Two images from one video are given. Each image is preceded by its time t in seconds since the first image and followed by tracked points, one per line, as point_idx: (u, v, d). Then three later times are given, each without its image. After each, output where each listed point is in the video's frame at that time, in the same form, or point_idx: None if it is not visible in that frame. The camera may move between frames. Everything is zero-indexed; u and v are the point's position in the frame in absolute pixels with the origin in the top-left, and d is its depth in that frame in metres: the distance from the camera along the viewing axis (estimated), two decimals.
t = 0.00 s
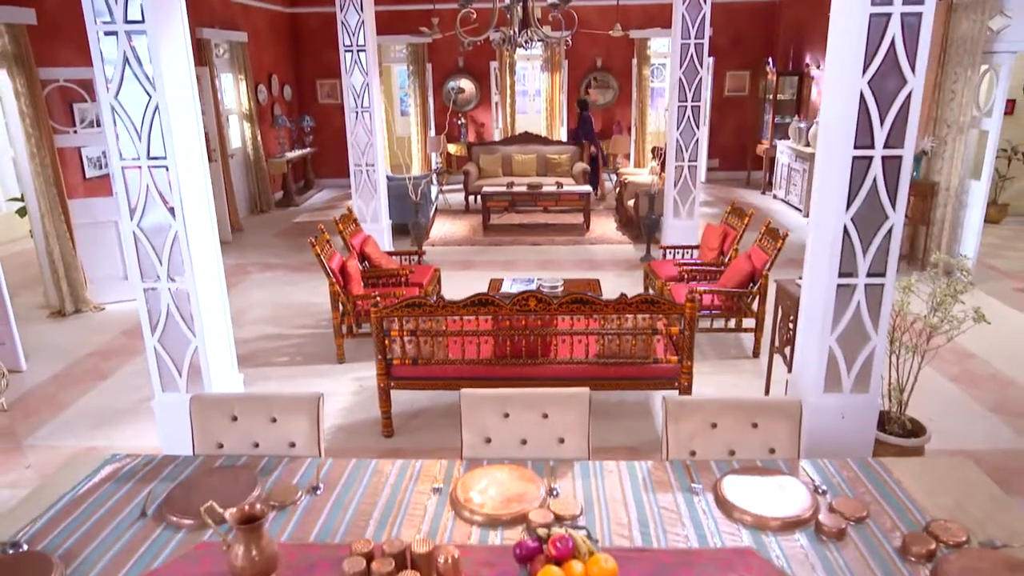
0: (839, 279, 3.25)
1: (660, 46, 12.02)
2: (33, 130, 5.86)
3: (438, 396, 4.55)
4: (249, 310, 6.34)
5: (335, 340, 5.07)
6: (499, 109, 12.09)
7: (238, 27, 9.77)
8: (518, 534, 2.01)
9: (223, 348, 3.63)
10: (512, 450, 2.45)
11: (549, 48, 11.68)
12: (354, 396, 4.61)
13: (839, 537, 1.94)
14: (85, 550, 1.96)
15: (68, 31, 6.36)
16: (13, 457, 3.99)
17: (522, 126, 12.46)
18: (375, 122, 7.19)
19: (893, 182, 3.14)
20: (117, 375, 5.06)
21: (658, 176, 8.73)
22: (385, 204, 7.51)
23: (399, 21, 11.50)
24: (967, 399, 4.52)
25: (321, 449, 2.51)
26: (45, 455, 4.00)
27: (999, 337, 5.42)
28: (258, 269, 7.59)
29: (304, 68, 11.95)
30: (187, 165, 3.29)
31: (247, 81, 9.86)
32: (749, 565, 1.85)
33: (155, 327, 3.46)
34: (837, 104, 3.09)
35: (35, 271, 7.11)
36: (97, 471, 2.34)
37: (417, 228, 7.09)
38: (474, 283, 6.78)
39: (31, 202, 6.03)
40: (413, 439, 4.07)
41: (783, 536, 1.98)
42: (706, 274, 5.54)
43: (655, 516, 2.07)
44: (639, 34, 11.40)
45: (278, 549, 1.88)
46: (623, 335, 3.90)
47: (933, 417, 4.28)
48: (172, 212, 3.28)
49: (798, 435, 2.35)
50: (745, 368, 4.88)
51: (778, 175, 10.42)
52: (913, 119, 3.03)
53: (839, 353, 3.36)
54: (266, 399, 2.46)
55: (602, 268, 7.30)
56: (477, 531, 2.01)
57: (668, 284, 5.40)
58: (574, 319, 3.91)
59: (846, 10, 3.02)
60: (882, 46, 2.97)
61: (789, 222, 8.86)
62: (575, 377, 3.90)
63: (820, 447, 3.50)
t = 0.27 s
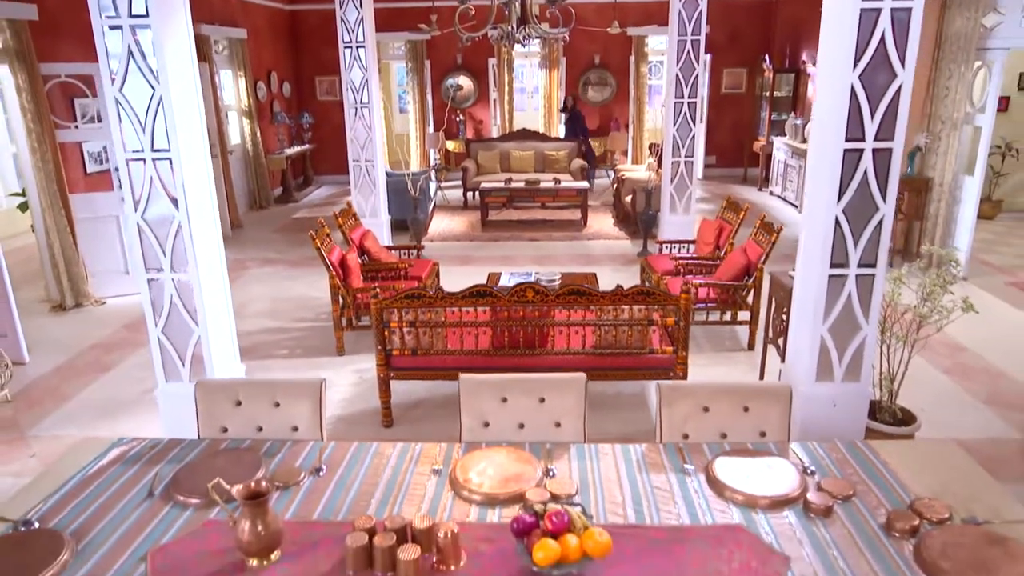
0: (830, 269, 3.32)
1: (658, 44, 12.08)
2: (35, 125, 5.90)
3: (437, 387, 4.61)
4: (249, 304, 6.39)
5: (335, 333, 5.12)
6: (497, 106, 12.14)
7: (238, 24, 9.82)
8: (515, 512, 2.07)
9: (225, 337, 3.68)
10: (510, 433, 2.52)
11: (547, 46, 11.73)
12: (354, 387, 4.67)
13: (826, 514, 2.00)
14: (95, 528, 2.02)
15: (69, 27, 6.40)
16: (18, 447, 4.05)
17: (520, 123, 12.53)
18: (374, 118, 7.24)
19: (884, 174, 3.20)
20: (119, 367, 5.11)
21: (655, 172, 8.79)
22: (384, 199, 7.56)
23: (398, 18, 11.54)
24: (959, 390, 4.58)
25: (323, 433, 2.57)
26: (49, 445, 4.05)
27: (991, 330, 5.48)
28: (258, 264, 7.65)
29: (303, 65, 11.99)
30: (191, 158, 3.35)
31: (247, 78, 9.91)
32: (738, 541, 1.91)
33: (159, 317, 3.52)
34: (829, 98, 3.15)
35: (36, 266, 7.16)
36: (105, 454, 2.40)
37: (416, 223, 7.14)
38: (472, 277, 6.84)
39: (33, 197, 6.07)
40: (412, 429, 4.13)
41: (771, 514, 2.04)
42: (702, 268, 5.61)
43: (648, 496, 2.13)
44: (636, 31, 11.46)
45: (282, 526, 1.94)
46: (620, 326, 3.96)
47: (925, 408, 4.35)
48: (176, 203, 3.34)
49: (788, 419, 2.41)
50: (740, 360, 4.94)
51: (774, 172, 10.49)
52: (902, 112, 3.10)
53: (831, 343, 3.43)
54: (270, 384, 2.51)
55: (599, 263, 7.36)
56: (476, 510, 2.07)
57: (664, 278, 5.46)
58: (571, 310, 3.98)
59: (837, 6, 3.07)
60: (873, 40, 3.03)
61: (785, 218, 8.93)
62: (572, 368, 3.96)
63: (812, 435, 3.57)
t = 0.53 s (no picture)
0: (822, 258, 3.38)
1: (655, 40, 12.12)
2: (35, 118, 5.94)
3: (436, 377, 4.67)
4: (249, 297, 6.45)
5: (335, 324, 5.18)
6: (495, 102, 12.18)
7: (236, 20, 9.85)
8: (512, 490, 2.14)
9: (226, 326, 3.73)
10: (507, 416, 2.57)
11: (545, 41, 11.78)
12: (353, 377, 4.73)
13: (813, 490, 2.07)
14: (103, 504, 2.08)
15: (69, 21, 6.43)
16: (22, 435, 4.10)
17: (517, 118, 12.59)
18: (373, 113, 7.29)
19: (874, 164, 3.26)
20: (120, 358, 5.16)
21: (652, 167, 8.85)
22: (383, 193, 7.61)
23: (396, 14, 11.58)
24: (949, 379, 4.65)
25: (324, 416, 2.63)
26: (53, 433, 4.11)
27: (982, 322, 5.56)
28: (257, 258, 7.70)
29: (301, 61, 12.03)
30: (193, 148, 3.40)
31: (246, 73, 9.95)
32: (728, 515, 1.97)
33: (162, 306, 3.57)
34: (821, 89, 3.21)
35: (36, 260, 7.20)
36: (112, 436, 2.46)
37: (415, 217, 7.20)
38: (470, 271, 6.90)
39: (34, 190, 6.11)
40: (411, 417, 4.19)
41: (760, 491, 2.11)
42: (698, 261, 5.67)
43: (642, 474, 2.20)
44: (634, 27, 11.51)
45: (286, 502, 2.00)
46: (615, 316, 4.02)
47: (916, 396, 4.42)
48: (178, 193, 3.39)
49: (778, 401, 2.48)
50: (735, 350, 5.01)
51: (771, 167, 10.55)
52: (892, 103, 3.16)
53: (822, 331, 3.49)
54: (272, 367, 2.57)
55: (596, 257, 7.42)
56: (474, 487, 2.13)
57: (660, 270, 5.52)
58: (568, 300, 4.04)
59: None
60: (863, 33, 3.09)
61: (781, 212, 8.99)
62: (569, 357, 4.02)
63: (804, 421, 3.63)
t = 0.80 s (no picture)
0: (812, 249, 3.44)
1: (652, 37, 12.19)
2: (36, 114, 5.99)
3: (434, 368, 4.73)
4: (249, 291, 6.50)
5: (334, 317, 5.24)
6: (493, 99, 12.24)
7: (235, 16, 9.90)
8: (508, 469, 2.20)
9: (228, 316, 3.79)
10: (503, 400, 2.63)
11: (542, 38, 11.84)
12: (353, 368, 4.79)
13: (800, 469, 2.13)
14: (110, 483, 2.13)
15: (70, 17, 6.47)
16: (25, 425, 4.16)
17: (515, 116, 12.65)
18: (371, 108, 7.34)
19: (864, 156, 3.32)
20: (121, 350, 5.22)
21: (648, 163, 8.92)
22: (381, 189, 7.67)
23: (395, 11, 11.63)
24: (940, 370, 4.72)
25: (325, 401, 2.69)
26: (56, 423, 4.17)
27: (973, 315, 5.63)
28: (257, 253, 7.75)
29: (300, 58, 12.08)
30: (194, 141, 3.46)
31: (244, 70, 10.00)
32: (717, 492, 2.04)
33: (164, 296, 3.63)
34: (812, 83, 3.27)
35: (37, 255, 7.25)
36: (117, 419, 2.51)
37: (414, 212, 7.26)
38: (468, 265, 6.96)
39: (35, 185, 6.15)
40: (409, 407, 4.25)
41: (749, 469, 2.17)
42: (693, 254, 5.74)
43: (634, 454, 2.26)
44: (631, 24, 11.57)
45: (289, 480, 2.06)
46: (611, 307, 4.08)
47: (906, 386, 4.49)
48: (181, 185, 3.45)
49: (768, 384, 2.54)
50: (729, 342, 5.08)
51: (767, 163, 10.62)
52: (881, 96, 3.22)
53: (813, 320, 3.55)
54: (274, 353, 2.62)
55: (592, 252, 7.49)
56: (471, 467, 2.19)
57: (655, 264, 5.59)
58: (564, 291, 4.10)
59: None
60: (852, 27, 3.15)
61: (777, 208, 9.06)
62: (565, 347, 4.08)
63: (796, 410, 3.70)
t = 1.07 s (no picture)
0: (802, 239, 3.51)
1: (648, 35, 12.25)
2: (37, 109, 6.03)
3: (431, 359, 4.80)
4: (247, 285, 6.56)
5: (333, 310, 5.30)
6: (490, 97, 12.31)
7: (234, 14, 9.95)
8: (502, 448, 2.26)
9: (228, 307, 3.85)
10: (498, 383, 2.70)
11: (539, 36, 11.90)
12: (351, 360, 4.85)
13: (786, 447, 2.20)
14: (116, 461, 2.19)
15: (69, 14, 6.52)
16: (28, 414, 4.22)
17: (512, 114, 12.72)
18: (369, 104, 7.40)
19: (852, 148, 3.39)
20: (122, 343, 5.28)
21: (644, 160, 8.99)
22: (379, 185, 7.73)
23: (392, 9, 11.68)
24: (930, 361, 4.79)
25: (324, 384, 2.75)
26: (58, 412, 4.23)
27: (964, 308, 5.71)
28: (255, 248, 7.81)
29: (298, 55, 12.13)
30: (195, 133, 3.52)
31: (242, 68, 10.05)
32: (705, 468, 2.10)
33: (165, 286, 3.69)
34: (801, 75, 3.34)
35: (37, 250, 7.30)
36: (121, 402, 2.58)
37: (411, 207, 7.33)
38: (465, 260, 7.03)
39: (35, 180, 6.20)
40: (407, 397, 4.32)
41: (737, 448, 2.23)
42: (687, 249, 5.81)
43: (625, 434, 2.33)
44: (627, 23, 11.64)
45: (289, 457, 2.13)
46: (605, 298, 4.14)
47: (896, 376, 4.56)
48: (182, 176, 3.51)
49: (756, 367, 2.60)
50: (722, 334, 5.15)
51: (762, 160, 10.69)
52: (868, 89, 3.29)
53: (803, 309, 3.62)
54: (273, 337, 2.68)
55: (588, 247, 7.56)
56: (467, 446, 2.26)
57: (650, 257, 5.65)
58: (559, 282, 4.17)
59: None
60: (840, 21, 3.22)
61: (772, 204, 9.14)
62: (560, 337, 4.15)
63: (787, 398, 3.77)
